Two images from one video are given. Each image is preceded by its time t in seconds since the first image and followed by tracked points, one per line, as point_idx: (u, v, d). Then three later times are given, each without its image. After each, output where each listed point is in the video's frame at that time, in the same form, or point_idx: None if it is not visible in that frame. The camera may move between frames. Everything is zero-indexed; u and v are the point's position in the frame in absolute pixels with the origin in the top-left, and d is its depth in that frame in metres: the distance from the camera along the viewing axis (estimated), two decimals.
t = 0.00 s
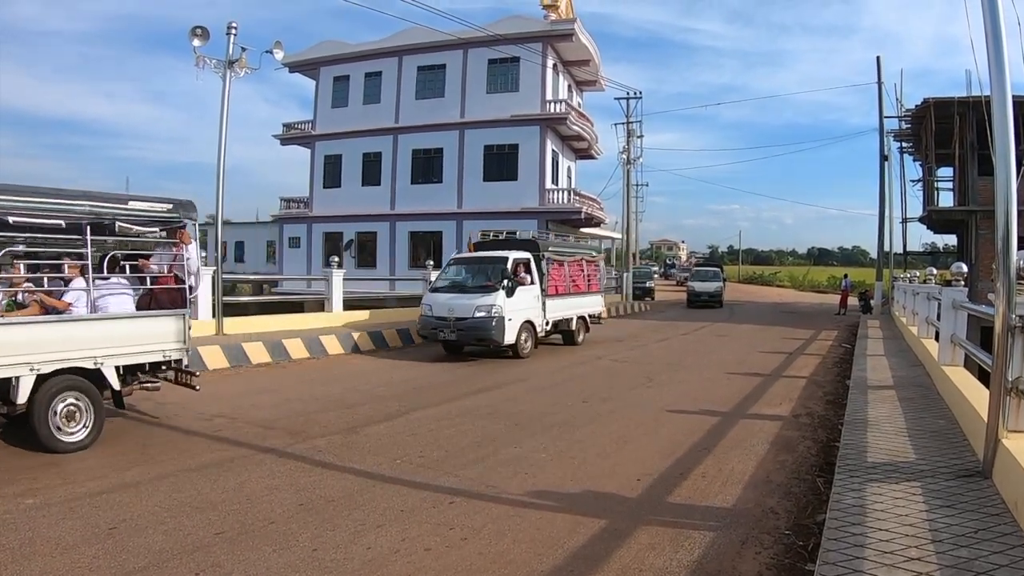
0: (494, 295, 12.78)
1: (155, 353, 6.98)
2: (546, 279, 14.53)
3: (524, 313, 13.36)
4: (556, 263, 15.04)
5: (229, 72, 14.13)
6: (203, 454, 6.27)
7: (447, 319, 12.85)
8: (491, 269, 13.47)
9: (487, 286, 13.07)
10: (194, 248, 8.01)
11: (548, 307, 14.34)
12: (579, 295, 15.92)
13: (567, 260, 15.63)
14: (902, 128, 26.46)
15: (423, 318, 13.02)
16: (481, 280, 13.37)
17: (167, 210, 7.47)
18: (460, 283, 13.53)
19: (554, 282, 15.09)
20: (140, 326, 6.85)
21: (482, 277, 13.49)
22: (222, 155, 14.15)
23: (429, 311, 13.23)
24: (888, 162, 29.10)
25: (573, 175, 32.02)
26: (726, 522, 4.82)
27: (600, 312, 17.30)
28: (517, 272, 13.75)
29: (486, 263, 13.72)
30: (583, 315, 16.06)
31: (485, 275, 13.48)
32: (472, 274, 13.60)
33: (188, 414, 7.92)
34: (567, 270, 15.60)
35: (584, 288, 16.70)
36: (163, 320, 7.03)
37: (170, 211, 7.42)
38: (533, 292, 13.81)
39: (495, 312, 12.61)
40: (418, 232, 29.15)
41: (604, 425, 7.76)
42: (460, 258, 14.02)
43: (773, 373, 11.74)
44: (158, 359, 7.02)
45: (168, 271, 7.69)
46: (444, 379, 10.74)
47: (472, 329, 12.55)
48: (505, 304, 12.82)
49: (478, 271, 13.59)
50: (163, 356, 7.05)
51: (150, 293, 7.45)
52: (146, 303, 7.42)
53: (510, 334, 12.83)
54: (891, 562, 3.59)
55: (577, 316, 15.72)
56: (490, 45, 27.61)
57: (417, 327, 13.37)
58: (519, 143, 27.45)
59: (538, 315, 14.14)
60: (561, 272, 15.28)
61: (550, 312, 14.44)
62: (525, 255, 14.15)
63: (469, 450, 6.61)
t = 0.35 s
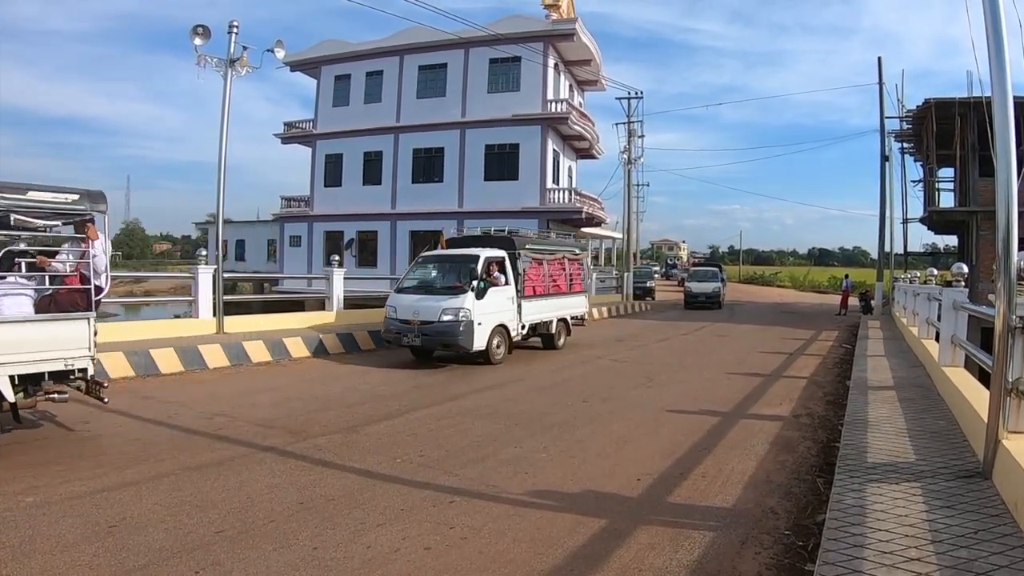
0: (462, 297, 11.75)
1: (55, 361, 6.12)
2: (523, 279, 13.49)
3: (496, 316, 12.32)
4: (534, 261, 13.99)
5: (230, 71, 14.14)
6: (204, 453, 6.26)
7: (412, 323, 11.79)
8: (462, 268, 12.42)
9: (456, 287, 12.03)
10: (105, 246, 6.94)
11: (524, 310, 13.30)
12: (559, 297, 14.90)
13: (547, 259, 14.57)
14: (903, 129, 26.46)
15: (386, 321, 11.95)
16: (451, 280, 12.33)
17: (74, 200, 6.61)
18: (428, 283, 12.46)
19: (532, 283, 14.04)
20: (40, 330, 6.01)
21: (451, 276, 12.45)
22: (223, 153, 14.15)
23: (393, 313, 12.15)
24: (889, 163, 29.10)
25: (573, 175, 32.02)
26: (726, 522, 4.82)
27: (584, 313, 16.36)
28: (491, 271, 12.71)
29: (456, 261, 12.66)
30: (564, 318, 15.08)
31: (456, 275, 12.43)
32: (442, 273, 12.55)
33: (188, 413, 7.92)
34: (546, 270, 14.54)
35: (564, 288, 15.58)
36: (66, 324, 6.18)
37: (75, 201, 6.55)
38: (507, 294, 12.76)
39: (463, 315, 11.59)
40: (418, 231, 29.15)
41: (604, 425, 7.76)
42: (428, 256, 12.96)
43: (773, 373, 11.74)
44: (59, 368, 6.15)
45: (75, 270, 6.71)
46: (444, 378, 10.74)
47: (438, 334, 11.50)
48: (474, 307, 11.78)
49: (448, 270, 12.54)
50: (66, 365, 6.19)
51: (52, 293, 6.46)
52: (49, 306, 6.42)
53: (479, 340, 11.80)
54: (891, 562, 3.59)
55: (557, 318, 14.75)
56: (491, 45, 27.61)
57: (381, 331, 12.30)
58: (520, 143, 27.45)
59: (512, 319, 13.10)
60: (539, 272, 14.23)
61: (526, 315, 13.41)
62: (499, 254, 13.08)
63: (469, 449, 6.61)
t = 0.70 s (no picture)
0: (423, 299, 10.80)
1: None
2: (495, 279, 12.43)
3: (462, 320, 11.34)
4: (507, 260, 12.88)
5: (230, 71, 14.14)
6: (203, 453, 6.26)
7: (370, 327, 10.85)
8: (425, 267, 11.45)
9: (417, 287, 11.07)
10: None
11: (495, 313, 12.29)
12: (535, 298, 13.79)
13: (520, 258, 13.42)
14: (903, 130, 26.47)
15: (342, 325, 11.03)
16: (413, 280, 11.36)
17: None
18: (389, 282, 11.50)
19: (505, 283, 12.95)
20: None
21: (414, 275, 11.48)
22: (223, 153, 14.15)
23: (350, 316, 11.21)
24: (889, 164, 29.11)
25: (573, 176, 32.04)
26: (725, 523, 4.82)
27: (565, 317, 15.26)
28: (457, 270, 11.72)
29: (419, 259, 11.66)
30: (542, 322, 14.03)
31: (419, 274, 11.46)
32: (405, 272, 11.57)
33: (188, 413, 7.93)
34: (520, 270, 13.41)
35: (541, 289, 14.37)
36: None
37: None
38: (474, 295, 11.77)
39: (424, 319, 10.66)
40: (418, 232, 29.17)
41: (603, 426, 7.75)
42: (391, 253, 11.98)
43: (773, 375, 11.74)
44: None
45: None
46: (444, 379, 10.74)
47: (397, 340, 10.58)
48: (436, 310, 10.83)
49: (411, 270, 11.58)
50: None
51: None
52: None
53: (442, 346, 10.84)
54: (889, 564, 3.60)
55: (533, 321, 13.70)
56: (491, 45, 27.63)
57: (338, 336, 11.38)
58: (520, 143, 27.45)
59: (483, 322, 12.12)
60: (514, 271, 13.13)
61: (497, 319, 12.39)
62: (467, 252, 12.08)
63: (468, 449, 6.61)
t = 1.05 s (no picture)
0: (379, 303, 9.85)
1: None
2: (462, 281, 11.43)
3: (424, 326, 10.36)
4: (476, 261, 11.87)
5: (231, 72, 14.14)
6: (203, 454, 6.26)
7: (322, 334, 9.96)
8: (383, 270, 10.47)
9: (373, 291, 10.13)
10: None
11: (463, 319, 11.31)
12: (510, 302, 12.76)
13: (493, 258, 12.38)
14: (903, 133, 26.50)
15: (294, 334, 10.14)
16: (371, 282, 10.42)
17: None
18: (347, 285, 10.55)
19: (474, 285, 11.93)
20: None
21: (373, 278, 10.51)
22: (223, 153, 14.15)
23: (304, 324, 10.31)
24: (889, 166, 29.14)
25: (573, 177, 32.05)
26: (724, 525, 4.82)
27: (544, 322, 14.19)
28: (419, 272, 10.75)
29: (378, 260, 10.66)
30: (517, 327, 13.04)
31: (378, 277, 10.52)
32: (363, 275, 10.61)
33: (187, 414, 7.93)
34: (492, 271, 12.38)
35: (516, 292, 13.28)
36: None
37: None
38: (438, 299, 10.78)
39: (379, 325, 9.71)
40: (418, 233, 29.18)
41: (603, 427, 7.76)
42: (350, 253, 10.98)
43: (772, 376, 11.75)
44: None
45: None
46: (444, 380, 10.75)
47: (349, 349, 9.65)
48: (393, 316, 9.87)
49: (370, 271, 10.61)
50: None
51: None
52: None
53: (400, 354, 9.89)
54: (889, 566, 3.60)
55: (508, 327, 12.71)
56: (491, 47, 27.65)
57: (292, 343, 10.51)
58: (520, 145, 27.46)
59: (449, 328, 11.11)
60: (484, 273, 12.11)
61: (465, 325, 11.41)
62: (431, 252, 11.06)
63: (468, 451, 6.61)
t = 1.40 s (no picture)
0: (330, 306, 8.98)
1: None
2: (429, 282, 10.56)
3: (382, 331, 9.48)
4: (446, 259, 10.99)
5: (232, 73, 14.15)
6: (204, 455, 6.26)
7: (271, 339, 9.13)
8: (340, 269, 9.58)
9: (326, 292, 9.28)
10: None
11: (428, 323, 10.42)
12: (484, 306, 11.88)
13: (464, 259, 11.44)
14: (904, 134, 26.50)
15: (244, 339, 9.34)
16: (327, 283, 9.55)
17: None
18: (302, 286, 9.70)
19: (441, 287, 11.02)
20: None
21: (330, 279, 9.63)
22: (223, 154, 14.15)
23: (253, 328, 9.48)
24: (890, 168, 29.14)
25: (574, 179, 32.08)
26: (725, 527, 4.82)
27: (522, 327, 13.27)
28: (380, 272, 9.84)
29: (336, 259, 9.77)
30: (492, 332, 12.17)
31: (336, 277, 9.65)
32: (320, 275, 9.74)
33: (188, 415, 7.93)
34: (462, 272, 11.45)
35: (489, 295, 12.34)
36: None
37: None
38: (401, 302, 9.86)
39: (330, 330, 8.83)
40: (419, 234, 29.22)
41: (603, 429, 7.76)
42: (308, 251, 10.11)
43: (773, 378, 11.73)
44: None
45: None
46: (445, 381, 10.74)
47: (298, 356, 8.79)
48: (345, 320, 8.99)
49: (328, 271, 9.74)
50: None
51: None
52: None
53: (354, 362, 9.01)
54: (889, 568, 3.59)
55: (481, 333, 11.82)
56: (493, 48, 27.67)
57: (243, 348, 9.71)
58: (521, 146, 27.48)
59: (414, 334, 10.21)
60: (455, 273, 11.23)
61: (431, 330, 10.52)
62: (395, 251, 10.13)
63: (469, 452, 6.61)
